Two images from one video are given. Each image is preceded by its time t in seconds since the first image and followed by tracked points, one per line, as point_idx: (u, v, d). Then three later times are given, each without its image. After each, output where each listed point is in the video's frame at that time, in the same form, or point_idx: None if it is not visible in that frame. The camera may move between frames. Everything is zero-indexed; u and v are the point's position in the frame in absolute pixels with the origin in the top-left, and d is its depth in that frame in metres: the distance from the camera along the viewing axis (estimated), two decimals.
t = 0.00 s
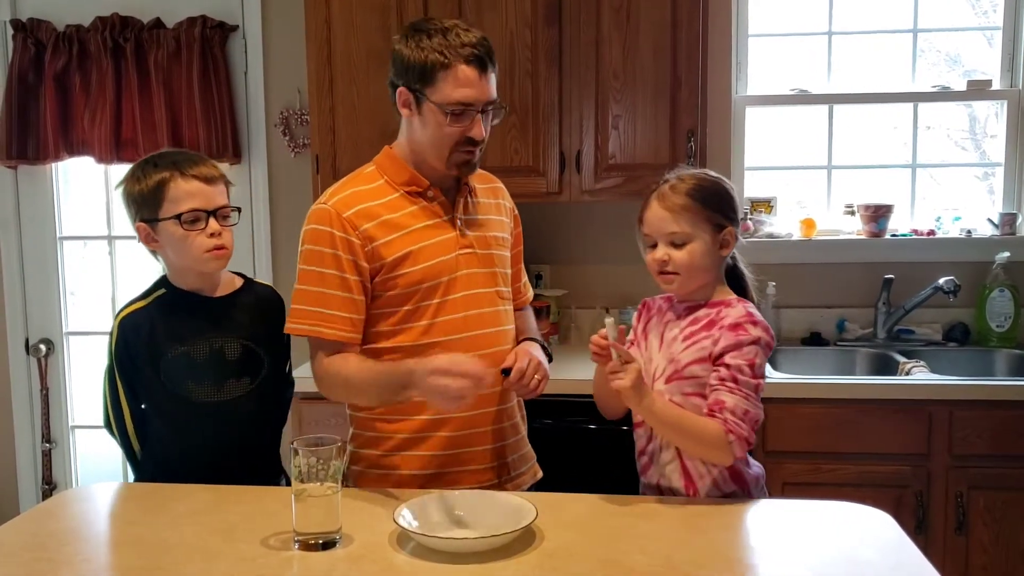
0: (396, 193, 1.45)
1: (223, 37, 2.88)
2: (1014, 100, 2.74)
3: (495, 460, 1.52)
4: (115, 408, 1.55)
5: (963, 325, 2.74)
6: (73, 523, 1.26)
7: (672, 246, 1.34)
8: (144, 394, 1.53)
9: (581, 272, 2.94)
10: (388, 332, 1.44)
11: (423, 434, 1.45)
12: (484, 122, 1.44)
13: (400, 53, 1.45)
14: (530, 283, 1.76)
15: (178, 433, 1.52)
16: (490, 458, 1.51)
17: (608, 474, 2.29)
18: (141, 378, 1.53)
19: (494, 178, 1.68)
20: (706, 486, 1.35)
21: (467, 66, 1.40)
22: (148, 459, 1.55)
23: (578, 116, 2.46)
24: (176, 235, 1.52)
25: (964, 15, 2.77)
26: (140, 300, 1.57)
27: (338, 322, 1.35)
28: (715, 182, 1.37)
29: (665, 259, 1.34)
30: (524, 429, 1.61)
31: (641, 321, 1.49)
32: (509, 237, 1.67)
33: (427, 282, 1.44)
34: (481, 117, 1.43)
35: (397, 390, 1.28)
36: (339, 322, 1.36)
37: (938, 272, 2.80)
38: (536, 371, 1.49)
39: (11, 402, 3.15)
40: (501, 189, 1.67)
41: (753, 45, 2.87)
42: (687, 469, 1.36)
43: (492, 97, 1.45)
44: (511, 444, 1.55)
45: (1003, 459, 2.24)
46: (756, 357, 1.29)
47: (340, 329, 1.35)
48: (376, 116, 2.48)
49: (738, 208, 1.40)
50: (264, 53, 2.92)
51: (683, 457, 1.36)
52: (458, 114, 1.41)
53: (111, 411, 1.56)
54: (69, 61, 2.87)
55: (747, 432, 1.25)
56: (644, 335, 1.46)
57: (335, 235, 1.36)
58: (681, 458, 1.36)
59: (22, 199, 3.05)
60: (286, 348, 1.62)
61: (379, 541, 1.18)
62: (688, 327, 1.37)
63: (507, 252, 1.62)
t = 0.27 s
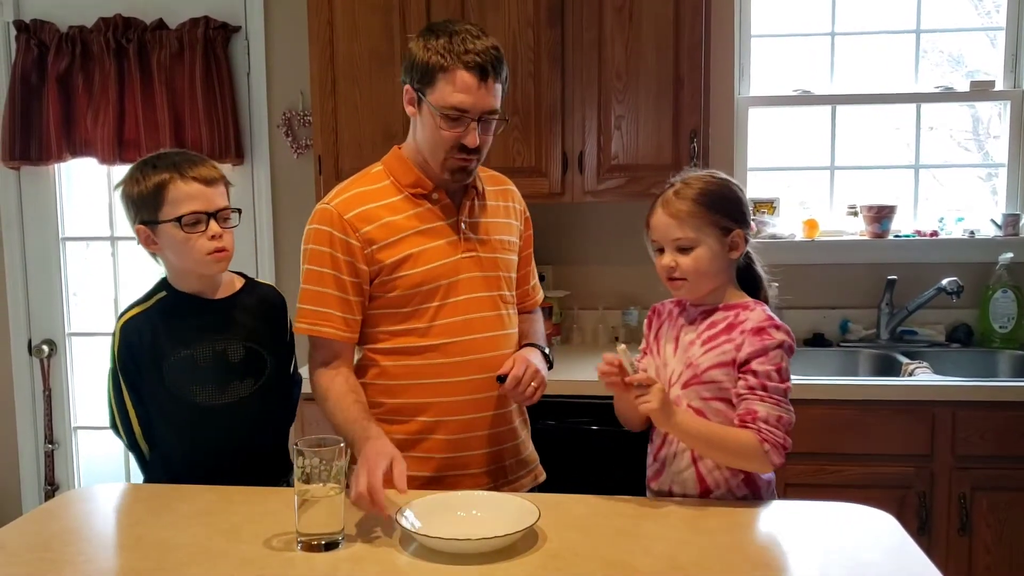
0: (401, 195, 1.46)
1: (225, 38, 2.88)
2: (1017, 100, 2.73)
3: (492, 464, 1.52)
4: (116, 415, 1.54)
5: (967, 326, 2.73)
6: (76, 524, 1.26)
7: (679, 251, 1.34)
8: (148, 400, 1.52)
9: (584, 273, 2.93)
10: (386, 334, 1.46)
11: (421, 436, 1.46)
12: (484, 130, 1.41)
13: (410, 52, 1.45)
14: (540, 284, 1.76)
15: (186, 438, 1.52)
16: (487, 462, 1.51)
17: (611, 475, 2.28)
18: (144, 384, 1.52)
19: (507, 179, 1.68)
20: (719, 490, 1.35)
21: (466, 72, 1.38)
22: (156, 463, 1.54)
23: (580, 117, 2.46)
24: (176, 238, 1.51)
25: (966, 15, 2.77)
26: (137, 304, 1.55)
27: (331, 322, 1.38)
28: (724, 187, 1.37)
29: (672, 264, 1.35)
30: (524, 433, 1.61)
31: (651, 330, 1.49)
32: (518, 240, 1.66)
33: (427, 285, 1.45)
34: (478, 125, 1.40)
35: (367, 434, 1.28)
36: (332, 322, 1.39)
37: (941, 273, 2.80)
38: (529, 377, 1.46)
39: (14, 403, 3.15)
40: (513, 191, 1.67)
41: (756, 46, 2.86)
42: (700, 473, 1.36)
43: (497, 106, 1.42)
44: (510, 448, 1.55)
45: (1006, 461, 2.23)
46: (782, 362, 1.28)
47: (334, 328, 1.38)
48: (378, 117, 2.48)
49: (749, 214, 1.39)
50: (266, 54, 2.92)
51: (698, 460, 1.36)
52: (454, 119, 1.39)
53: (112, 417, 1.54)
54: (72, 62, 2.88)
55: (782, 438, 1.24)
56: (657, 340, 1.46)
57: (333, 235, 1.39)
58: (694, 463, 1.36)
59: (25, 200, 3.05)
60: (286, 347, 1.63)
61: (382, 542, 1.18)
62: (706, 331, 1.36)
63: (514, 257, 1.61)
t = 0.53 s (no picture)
0: (401, 200, 1.46)
1: (227, 40, 2.88)
2: (1018, 101, 2.74)
3: (494, 465, 1.53)
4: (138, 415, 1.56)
5: (967, 327, 2.74)
6: (79, 525, 1.27)
7: (686, 256, 1.35)
8: (168, 402, 1.54)
9: (585, 274, 2.94)
10: (388, 337, 1.46)
11: (423, 437, 1.47)
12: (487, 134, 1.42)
13: (410, 57, 1.46)
14: (540, 282, 1.76)
15: (203, 439, 1.53)
16: (489, 463, 1.52)
17: (612, 476, 2.29)
18: (164, 385, 1.54)
19: (506, 179, 1.69)
20: (730, 495, 1.36)
21: (469, 78, 1.38)
22: (177, 464, 1.56)
23: (581, 119, 2.46)
24: (195, 245, 1.50)
25: (967, 17, 2.77)
26: (159, 307, 1.57)
27: (336, 327, 1.38)
28: (731, 190, 1.37)
29: (680, 268, 1.36)
30: (525, 433, 1.61)
31: (668, 331, 1.50)
32: (519, 241, 1.67)
33: (430, 288, 1.45)
34: (482, 129, 1.40)
35: (371, 450, 1.29)
36: (335, 327, 1.38)
37: (942, 274, 2.80)
38: (530, 378, 1.45)
39: (16, 404, 3.15)
40: (513, 191, 1.68)
41: (756, 47, 2.87)
42: (710, 478, 1.37)
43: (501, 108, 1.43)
44: (512, 450, 1.55)
45: (1007, 462, 2.24)
46: (796, 368, 1.27)
47: (337, 333, 1.38)
48: (379, 118, 2.48)
49: (760, 219, 1.39)
50: (268, 56, 2.92)
51: (709, 466, 1.36)
52: (457, 124, 1.39)
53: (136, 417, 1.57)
54: (74, 64, 2.88)
55: (801, 446, 1.24)
56: (674, 346, 1.47)
57: (336, 241, 1.38)
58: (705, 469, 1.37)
59: (27, 201, 3.06)
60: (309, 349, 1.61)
61: (384, 542, 1.18)
62: (720, 338, 1.37)
63: (515, 257, 1.62)
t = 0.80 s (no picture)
0: (402, 201, 1.46)
1: (225, 39, 2.88)
2: (1016, 101, 2.74)
3: (496, 464, 1.53)
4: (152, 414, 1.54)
5: (966, 326, 2.74)
6: (78, 524, 1.27)
7: (691, 263, 1.35)
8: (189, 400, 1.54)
9: (583, 273, 2.94)
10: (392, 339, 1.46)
11: (428, 437, 1.47)
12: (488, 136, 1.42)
13: (408, 58, 1.45)
14: (535, 280, 1.76)
15: (226, 439, 1.53)
16: (491, 461, 1.52)
17: (611, 475, 2.29)
18: (186, 384, 1.54)
19: (501, 177, 1.69)
20: (743, 496, 1.36)
21: (471, 81, 1.37)
22: (193, 465, 1.55)
23: (580, 118, 2.46)
24: (225, 246, 1.50)
25: (965, 16, 2.77)
26: (181, 305, 1.57)
27: (341, 330, 1.37)
28: (733, 193, 1.37)
29: (684, 276, 1.36)
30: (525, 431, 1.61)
31: (680, 334, 1.50)
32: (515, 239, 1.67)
33: (434, 289, 1.45)
34: (484, 131, 1.40)
35: (401, 452, 1.28)
36: (341, 330, 1.38)
37: (940, 274, 2.81)
38: (533, 377, 1.47)
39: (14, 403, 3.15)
40: (509, 189, 1.68)
41: (755, 46, 2.87)
42: (722, 480, 1.36)
43: (501, 110, 1.43)
44: (514, 448, 1.56)
45: (1005, 461, 2.24)
46: (803, 371, 1.27)
47: (344, 337, 1.37)
48: (378, 118, 2.48)
49: (765, 221, 1.39)
50: (266, 54, 2.92)
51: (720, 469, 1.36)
52: (460, 127, 1.39)
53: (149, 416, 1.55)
54: (72, 63, 2.88)
55: (808, 449, 1.25)
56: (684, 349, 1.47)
57: (340, 244, 1.38)
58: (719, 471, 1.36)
59: (25, 201, 3.05)
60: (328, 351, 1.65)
61: (383, 542, 1.18)
62: (726, 341, 1.37)
63: (513, 256, 1.62)
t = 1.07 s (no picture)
0: (404, 202, 1.46)
1: (225, 39, 2.88)
2: (1016, 101, 2.74)
3: (498, 463, 1.53)
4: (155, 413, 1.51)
5: (966, 326, 2.74)
6: (78, 524, 1.27)
7: (693, 267, 1.35)
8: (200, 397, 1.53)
9: (583, 273, 2.93)
10: (395, 340, 1.45)
11: (431, 437, 1.47)
12: (493, 137, 1.42)
13: (413, 58, 1.44)
14: (534, 280, 1.76)
15: (233, 438, 1.53)
16: (494, 461, 1.53)
17: (611, 475, 2.29)
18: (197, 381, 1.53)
19: (501, 177, 1.69)
20: (749, 494, 1.36)
21: (477, 83, 1.37)
22: (196, 464, 1.54)
23: (580, 117, 2.46)
24: (237, 247, 1.50)
25: (965, 16, 2.77)
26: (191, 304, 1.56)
27: (346, 331, 1.37)
28: (731, 191, 1.36)
29: (688, 279, 1.36)
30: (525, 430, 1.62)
31: (678, 336, 1.50)
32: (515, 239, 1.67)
33: (437, 290, 1.45)
34: (490, 133, 1.40)
35: (412, 450, 1.28)
36: (345, 331, 1.37)
37: (941, 273, 2.80)
38: (535, 378, 1.48)
39: (13, 403, 3.15)
40: (508, 190, 1.68)
41: (755, 46, 2.87)
42: (728, 478, 1.36)
43: (506, 111, 1.42)
44: (516, 447, 1.57)
45: (1005, 461, 2.24)
46: (814, 368, 1.28)
47: (348, 338, 1.37)
48: (377, 117, 2.48)
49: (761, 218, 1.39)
50: (266, 54, 2.92)
51: (726, 468, 1.36)
52: (466, 129, 1.39)
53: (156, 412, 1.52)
54: (72, 62, 2.88)
55: (828, 443, 1.26)
56: (684, 350, 1.46)
57: (345, 245, 1.37)
58: (724, 470, 1.36)
59: (24, 200, 3.05)
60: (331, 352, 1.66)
61: (384, 541, 1.18)
62: (729, 342, 1.36)
63: (513, 256, 1.63)
